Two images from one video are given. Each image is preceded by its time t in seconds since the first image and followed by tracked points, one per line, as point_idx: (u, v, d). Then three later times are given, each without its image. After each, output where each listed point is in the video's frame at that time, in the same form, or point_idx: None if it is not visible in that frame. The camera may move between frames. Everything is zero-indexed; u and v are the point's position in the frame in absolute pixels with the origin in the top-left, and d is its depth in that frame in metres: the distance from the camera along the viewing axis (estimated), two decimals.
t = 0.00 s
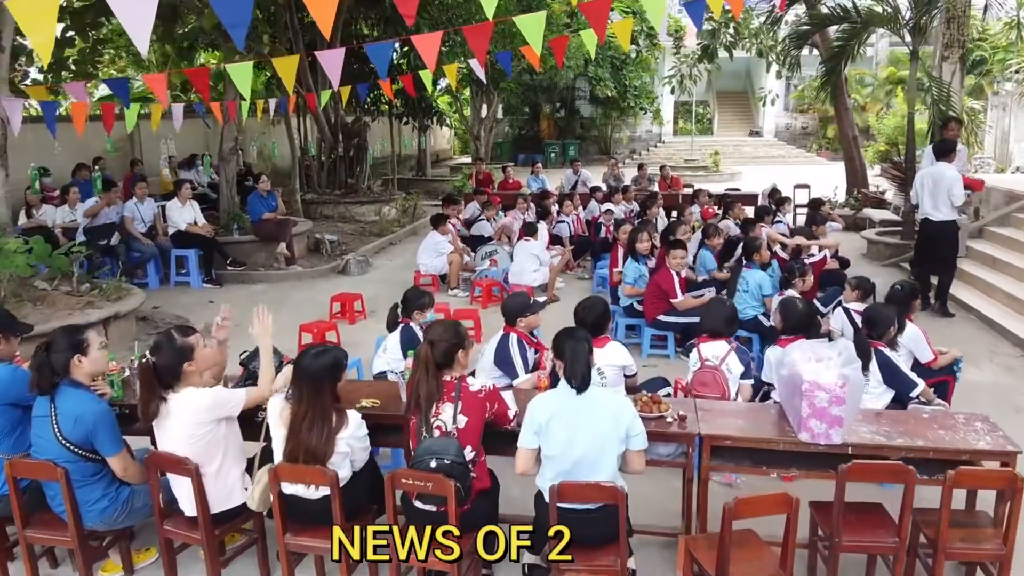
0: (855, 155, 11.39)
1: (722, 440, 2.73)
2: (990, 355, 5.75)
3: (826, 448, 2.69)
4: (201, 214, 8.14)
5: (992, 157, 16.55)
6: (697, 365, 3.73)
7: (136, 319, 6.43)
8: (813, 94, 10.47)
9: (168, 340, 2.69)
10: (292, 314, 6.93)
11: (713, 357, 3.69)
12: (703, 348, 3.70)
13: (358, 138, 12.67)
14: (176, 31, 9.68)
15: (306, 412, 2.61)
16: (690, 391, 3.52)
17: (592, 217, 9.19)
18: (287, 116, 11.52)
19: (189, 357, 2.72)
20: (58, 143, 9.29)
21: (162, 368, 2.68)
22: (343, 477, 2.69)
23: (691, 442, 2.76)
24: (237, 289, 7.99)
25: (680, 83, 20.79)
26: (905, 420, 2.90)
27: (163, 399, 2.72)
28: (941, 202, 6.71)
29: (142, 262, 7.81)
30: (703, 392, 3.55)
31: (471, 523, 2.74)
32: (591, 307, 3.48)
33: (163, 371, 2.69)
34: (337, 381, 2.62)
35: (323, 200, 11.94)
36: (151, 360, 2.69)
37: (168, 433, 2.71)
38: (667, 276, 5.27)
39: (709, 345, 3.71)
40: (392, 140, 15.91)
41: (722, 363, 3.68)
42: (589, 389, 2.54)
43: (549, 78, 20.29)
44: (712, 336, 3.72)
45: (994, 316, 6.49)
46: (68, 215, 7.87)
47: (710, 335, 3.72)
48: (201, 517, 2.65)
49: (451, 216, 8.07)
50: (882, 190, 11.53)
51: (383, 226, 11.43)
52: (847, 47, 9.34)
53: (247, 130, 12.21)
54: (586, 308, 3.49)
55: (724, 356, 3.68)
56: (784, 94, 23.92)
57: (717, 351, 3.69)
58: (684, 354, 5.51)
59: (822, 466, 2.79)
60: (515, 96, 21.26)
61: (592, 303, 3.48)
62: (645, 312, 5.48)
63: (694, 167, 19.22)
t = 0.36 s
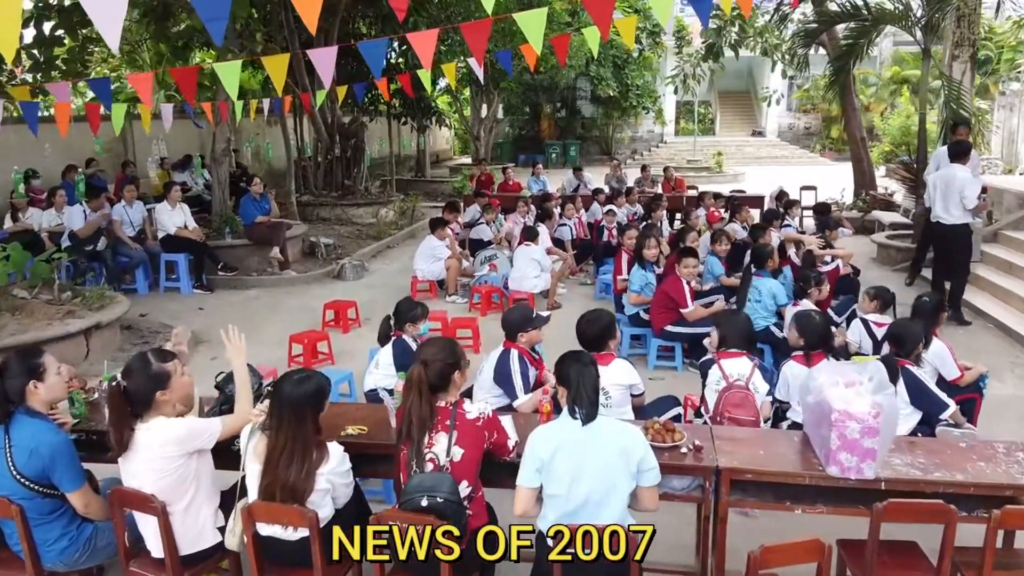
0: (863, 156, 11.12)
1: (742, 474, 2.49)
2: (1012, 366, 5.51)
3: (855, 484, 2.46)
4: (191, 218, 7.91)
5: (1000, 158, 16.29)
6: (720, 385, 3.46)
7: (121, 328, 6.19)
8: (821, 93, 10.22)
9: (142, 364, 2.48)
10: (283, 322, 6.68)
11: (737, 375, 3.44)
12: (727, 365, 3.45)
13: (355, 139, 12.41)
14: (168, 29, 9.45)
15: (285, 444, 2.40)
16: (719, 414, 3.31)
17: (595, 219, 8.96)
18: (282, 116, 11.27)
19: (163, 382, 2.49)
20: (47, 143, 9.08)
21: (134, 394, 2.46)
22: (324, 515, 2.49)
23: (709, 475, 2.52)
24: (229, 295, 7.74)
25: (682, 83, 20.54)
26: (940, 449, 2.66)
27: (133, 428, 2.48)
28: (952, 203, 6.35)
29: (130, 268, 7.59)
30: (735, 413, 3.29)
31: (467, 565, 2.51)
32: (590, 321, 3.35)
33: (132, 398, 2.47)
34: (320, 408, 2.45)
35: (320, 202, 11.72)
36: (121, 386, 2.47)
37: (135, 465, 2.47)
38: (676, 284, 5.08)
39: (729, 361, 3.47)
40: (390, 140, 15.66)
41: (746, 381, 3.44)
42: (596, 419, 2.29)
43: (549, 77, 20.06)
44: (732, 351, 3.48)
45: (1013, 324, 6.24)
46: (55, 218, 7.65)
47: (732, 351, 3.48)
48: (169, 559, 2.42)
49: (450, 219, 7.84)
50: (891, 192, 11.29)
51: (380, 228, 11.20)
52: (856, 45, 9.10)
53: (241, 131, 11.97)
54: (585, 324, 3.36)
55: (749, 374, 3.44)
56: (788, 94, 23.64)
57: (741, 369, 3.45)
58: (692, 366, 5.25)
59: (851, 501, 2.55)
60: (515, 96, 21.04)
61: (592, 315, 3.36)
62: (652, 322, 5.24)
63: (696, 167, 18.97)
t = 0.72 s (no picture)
0: (872, 157, 10.86)
1: (772, 517, 2.24)
2: None
3: (897, 528, 2.21)
4: (182, 221, 7.65)
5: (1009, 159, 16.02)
6: (743, 407, 3.19)
7: (106, 337, 5.94)
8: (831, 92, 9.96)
9: (103, 397, 2.22)
10: (275, 330, 6.42)
11: (762, 397, 3.18)
12: (748, 385, 3.19)
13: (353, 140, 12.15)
14: (160, 27, 9.20)
15: (265, 482, 2.17)
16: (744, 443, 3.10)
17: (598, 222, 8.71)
18: (277, 115, 11.00)
19: (129, 418, 2.25)
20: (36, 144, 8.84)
21: (96, 430, 2.21)
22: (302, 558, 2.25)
23: (733, 517, 2.26)
24: (219, 301, 7.48)
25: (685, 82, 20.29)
26: (989, 487, 2.41)
27: (94, 468, 2.22)
28: (972, 208, 6.07)
29: (118, 273, 7.34)
30: (765, 436, 3.07)
31: None
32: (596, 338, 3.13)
33: (94, 434, 2.22)
34: (302, 442, 2.22)
35: (317, 204, 11.48)
36: (81, 420, 2.22)
37: (95, 509, 2.21)
38: (686, 293, 4.80)
39: (751, 382, 3.22)
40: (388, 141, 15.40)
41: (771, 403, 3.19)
42: (606, 458, 2.03)
43: (551, 77, 19.81)
44: (752, 371, 3.24)
45: None
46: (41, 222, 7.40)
47: (751, 371, 3.24)
48: None
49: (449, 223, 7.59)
50: (901, 193, 11.03)
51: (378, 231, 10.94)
52: (867, 43, 8.85)
53: (235, 132, 11.75)
54: (595, 341, 3.13)
55: (773, 396, 3.20)
56: (791, 93, 23.35)
57: (764, 390, 3.20)
58: (703, 380, 4.96)
59: (890, 546, 2.30)
60: (515, 95, 20.78)
61: (603, 331, 3.14)
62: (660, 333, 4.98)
63: (700, 168, 18.70)
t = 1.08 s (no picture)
0: (883, 158, 10.59)
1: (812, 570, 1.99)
2: None
3: None
4: (172, 226, 7.40)
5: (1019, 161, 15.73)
6: (769, 434, 2.95)
7: (89, 348, 5.68)
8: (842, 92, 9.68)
9: (85, 432, 2.09)
10: (267, 339, 6.15)
11: (788, 422, 2.96)
12: (774, 410, 2.97)
13: (350, 141, 11.87)
14: (151, 25, 8.93)
15: (226, 519, 2.03)
16: (771, 471, 2.85)
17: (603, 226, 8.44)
18: (273, 115, 10.73)
19: (89, 469, 2.10)
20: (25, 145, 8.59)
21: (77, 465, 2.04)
22: None
23: (768, 571, 2.01)
24: (210, 308, 7.22)
25: (689, 81, 20.00)
26: None
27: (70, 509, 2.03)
28: (997, 213, 5.79)
29: (106, 279, 7.08)
30: (795, 464, 2.83)
31: None
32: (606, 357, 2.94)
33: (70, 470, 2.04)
34: (269, 474, 2.07)
35: (313, 206, 11.22)
36: (58, 453, 2.03)
37: (55, 555, 2.02)
38: (698, 303, 4.57)
39: (776, 406, 2.99)
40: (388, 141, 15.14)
41: (799, 429, 2.96)
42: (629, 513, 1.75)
43: (552, 76, 19.55)
44: (777, 394, 3.02)
45: None
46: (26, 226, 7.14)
47: (777, 394, 3.01)
48: None
49: (449, 227, 7.33)
50: (913, 195, 10.74)
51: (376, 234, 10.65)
52: (880, 41, 8.58)
53: (229, 132, 11.50)
54: (606, 362, 2.92)
55: (802, 421, 2.96)
56: (796, 93, 23.05)
57: (791, 415, 2.98)
58: (717, 396, 4.68)
59: None
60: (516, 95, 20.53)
61: (616, 350, 2.94)
62: (672, 345, 4.71)
63: (704, 169, 18.42)
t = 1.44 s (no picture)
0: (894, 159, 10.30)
1: None
2: None
3: None
4: (161, 230, 7.13)
5: None
6: (800, 469, 2.71)
7: (70, 361, 5.41)
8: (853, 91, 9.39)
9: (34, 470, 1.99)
10: (258, 349, 5.87)
11: (818, 454, 2.71)
12: (804, 442, 2.72)
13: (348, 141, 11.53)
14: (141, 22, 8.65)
15: None
16: (802, 511, 2.63)
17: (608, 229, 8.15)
18: (268, 115, 10.47)
19: (39, 508, 1.97)
20: (10, 147, 8.30)
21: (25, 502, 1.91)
22: None
23: None
24: (200, 316, 6.94)
25: (692, 81, 19.71)
26: None
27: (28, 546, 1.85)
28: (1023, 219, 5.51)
29: (91, 286, 6.81)
30: (829, 505, 2.59)
31: None
32: (622, 383, 2.71)
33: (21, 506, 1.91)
34: (241, 527, 1.80)
35: (310, 208, 10.95)
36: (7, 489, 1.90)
37: None
38: (713, 315, 4.30)
39: (806, 437, 2.74)
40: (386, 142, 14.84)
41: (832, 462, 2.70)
42: None
43: (554, 75, 19.26)
44: (807, 424, 2.77)
45: None
46: (9, 231, 6.86)
47: (806, 424, 2.77)
48: None
49: (448, 232, 7.05)
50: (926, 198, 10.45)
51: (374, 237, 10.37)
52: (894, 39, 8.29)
53: (224, 132, 11.23)
54: (618, 390, 2.68)
55: (834, 454, 2.71)
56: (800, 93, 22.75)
57: (823, 447, 2.72)
58: (732, 414, 4.40)
59: None
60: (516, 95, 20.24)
61: (633, 375, 2.71)
62: (684, 361, 4.43)
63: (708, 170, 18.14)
